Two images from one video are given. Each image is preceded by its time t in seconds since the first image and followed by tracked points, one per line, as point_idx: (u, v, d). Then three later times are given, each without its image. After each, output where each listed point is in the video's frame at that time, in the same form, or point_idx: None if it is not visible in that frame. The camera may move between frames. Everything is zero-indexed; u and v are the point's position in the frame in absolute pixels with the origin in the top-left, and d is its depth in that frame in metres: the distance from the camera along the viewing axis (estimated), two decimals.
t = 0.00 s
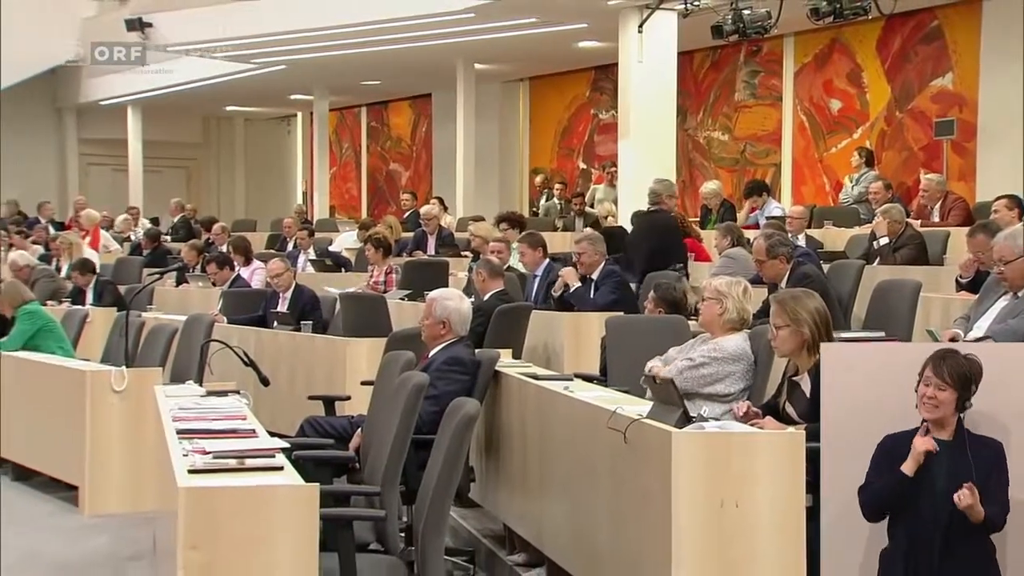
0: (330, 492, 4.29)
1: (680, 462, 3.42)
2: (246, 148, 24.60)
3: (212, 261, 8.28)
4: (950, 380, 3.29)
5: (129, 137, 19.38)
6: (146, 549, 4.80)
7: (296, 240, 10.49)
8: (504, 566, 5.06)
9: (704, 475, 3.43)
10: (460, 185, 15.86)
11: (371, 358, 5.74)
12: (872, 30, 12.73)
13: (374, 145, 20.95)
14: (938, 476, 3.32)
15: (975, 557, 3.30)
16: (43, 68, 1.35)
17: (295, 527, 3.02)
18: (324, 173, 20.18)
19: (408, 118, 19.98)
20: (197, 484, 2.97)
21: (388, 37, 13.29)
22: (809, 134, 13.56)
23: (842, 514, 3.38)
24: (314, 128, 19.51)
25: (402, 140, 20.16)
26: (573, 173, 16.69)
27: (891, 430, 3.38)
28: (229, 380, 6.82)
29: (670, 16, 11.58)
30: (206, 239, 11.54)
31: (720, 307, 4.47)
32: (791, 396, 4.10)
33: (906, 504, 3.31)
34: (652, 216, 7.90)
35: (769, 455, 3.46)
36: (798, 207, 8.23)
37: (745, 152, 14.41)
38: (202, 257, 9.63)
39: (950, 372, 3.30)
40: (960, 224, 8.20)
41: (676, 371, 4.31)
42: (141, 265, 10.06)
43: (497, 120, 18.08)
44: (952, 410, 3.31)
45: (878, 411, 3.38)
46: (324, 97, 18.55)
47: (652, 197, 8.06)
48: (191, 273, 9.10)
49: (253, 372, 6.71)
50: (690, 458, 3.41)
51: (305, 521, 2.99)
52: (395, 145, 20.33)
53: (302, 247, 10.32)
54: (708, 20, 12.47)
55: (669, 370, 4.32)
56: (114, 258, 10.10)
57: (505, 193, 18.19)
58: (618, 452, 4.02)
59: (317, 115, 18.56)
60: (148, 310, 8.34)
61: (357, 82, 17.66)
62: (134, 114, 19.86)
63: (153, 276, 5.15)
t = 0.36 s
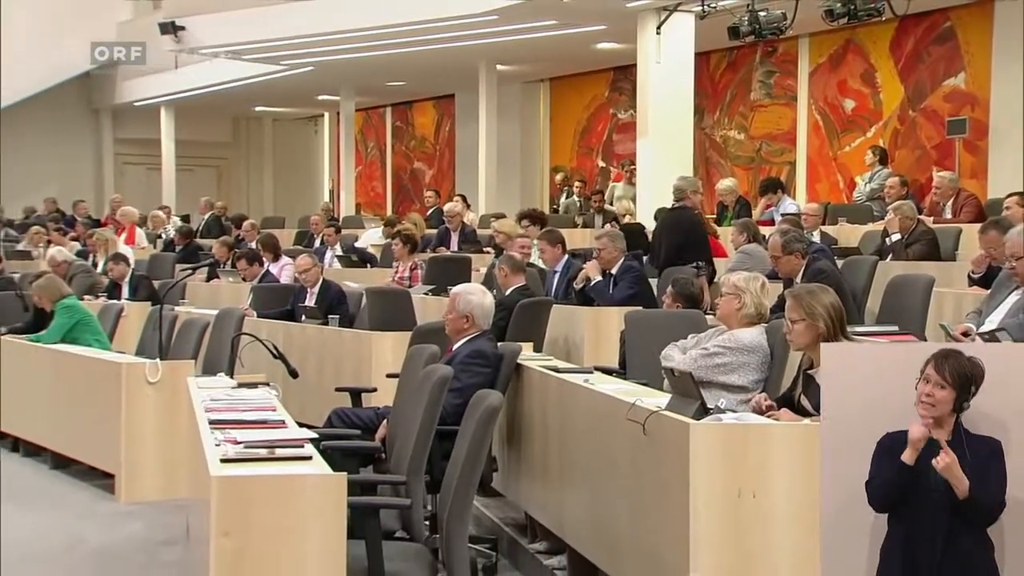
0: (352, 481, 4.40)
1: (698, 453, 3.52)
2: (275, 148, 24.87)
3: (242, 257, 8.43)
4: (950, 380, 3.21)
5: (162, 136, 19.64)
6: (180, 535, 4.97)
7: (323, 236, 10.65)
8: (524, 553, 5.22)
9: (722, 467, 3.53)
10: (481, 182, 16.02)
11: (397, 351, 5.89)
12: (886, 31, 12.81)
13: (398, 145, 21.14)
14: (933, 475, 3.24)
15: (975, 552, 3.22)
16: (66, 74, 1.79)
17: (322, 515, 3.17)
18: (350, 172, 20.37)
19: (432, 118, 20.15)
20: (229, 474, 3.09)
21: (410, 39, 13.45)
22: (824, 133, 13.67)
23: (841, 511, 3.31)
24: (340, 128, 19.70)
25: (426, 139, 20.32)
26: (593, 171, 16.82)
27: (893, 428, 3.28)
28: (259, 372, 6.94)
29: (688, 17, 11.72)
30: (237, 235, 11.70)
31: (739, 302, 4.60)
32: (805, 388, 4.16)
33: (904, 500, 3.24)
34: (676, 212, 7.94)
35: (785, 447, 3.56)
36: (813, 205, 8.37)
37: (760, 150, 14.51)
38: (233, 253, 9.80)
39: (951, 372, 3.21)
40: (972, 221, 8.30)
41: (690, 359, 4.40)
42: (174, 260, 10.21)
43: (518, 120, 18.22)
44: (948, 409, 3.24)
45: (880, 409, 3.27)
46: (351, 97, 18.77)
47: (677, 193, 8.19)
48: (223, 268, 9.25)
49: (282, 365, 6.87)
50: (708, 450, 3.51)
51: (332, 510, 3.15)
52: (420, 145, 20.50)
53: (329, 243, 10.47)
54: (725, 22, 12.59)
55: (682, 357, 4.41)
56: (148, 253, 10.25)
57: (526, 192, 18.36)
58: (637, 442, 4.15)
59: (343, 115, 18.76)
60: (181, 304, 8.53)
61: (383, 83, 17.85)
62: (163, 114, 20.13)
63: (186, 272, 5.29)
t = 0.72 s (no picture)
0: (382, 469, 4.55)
1: (720, 445, 3.64)
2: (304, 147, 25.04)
3: (274, 252, 8.59)
4: (955, 382, 3.24)
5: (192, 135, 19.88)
6: (217, 520, 5.16)
7: (352, 232, 10.83)
8: (548, 540, 5.37)
9: (742, 458, 3.65)
10: (505, 179, 16.16)
11: (424, 344, 6.05)
12: (902, 31, 12.88)
13: (425, 143, 21.31)
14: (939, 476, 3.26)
15: (976, 555, 3.27)
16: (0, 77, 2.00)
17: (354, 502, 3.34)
18: (378, 169, 20.54)
19: (458, 117, 20.29)
20: (264, 463, 3.28)
21: (434, 40, 13.59)
22: (841, 132, 13.76)
23: (840, 510, 3.70)
24: (368, 127, 19.89)
25: (452, 138, 20.46)
26: (615, 169, 16.93)
27: (891, 428, 3.68)
28: (290, 364, 7.10)
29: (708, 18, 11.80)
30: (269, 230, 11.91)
31: (758, 298, 4.71)
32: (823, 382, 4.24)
33: (907, 498, 3.29)
34: (696, 208, 8.05)
35: (804, 437, 3.69)
36: (830, 201, 8.49)
37: (779, 148, 14.60)
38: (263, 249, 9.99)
39: (958, 375, 3.24)
40: (986, 216, 8.41)
41: (715, 362, 4.57)
42: (209, 255, 10.44)
43: (541, 120, 18.34)
44: (949, 410, 3.28)
45: (879, 411, 3.68)
46: (378, 96, 18.99)
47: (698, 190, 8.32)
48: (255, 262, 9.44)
49: (313, 356, 7.04)
50: (730, 441, 3.63)
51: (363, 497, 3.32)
52: (445, 143, 20.65)
53: (358, 239, 10.66)
54: (744, 22, 12.70)
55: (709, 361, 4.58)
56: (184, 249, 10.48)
57: (549, 189, 18.46)
58: (658, 433, 4.27)
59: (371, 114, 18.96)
60: (214, 298, 8.73)
61: (410, 83, 18.01)
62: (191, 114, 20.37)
63: (220, 267, 5.46)
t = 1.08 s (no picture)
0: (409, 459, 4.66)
1: (741, 438, 3.79)
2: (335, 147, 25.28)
3: (304, 249, 8.64)
4: (964, 376, 3.23)
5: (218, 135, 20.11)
6: (252, 508, 5.31)
7: (381, 230, 10.99)
8: (573, 529, 5.52)
9: (763, 449, 3.80)
10: (530, 178, 16.32)
11: (451, 338, 6.19)
12: (919, 32, 12.94)
13: (452, 142, 21.47)
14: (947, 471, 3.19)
15: (984, 547, 3.22)
16: None
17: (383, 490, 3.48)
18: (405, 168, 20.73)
19: (484, 117, 20.44)
20: (296, 453, 3.42)
21: (460, 42, 13.73)
22: (859, 130, 13.83)
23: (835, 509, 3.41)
24: (397, 127, 20.08)
25: (478, 137, 20.62)
26: (637, 167, 17.04)
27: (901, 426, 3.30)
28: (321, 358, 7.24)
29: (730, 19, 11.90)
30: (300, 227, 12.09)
31: (778, 293, 4.76)
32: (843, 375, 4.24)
33: (911, 494, 3.21)
34: (726, 207, 8.12)
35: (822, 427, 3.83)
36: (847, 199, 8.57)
37: (798, 147, 14.67)
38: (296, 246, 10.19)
39: (964, 369, 3.23)
40: (1003, 213, 8.49)
41: (739, 357, 4.64)
42: (242, 252, 10.63)
43: (566, 120, 18.48)
44: (960, 406, 3.24)
45: (885, 405, 3.31)
46: (406, 96, 19.23)
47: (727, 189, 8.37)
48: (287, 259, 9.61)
49: (344, 350, 7.20)
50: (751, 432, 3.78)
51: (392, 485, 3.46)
52: (471, 142, 20.81)
53: (386, 236, 10.82)
54: (764, 23, 12.79)
55: (733, 356, 4.66)
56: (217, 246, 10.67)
57: (574, 187, 18.61)
58: (679, 426, 4.40)
59: (400, 115, 19.15)
60: (247, 294, 8.92)
61: (437, 84, 18.15)
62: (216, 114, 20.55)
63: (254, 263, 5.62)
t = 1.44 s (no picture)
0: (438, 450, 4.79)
1: (763, 430, 3.91)
2: (365, 144, 25.46)
3: (336, 245, 8.72)
4: (967, 387, 3.10)
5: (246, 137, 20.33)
6: (285, 498, 5.44)
7: (409, 227, 11.13)
8: (598, 520, 5.65)
9: (784, 442, 3.93)
10: (555, 178, 16.47)
11: (478, 334, 6.31)
12: (938, 33, 12.99)
13: (478, 142, 21.64)
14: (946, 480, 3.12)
15: (986, 552, 3.14)
16: None
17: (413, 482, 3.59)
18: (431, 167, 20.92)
19: (509, 118, 20.60)
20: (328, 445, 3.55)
21: (486, 45, 13.88)
22: (878, 130, 13.90)
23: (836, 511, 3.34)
24: (424, 127, 20.27)
25: (504, 137, 20.79)
26: (659, 167, 17.15)
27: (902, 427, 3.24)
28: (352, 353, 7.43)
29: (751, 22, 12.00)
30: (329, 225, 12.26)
31: (799, 290, 4.75)
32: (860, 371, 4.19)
33: (909, 494, 3.16)
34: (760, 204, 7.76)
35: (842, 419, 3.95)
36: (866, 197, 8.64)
37: (818, 146, 14.76)
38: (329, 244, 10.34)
39: (968, 379, 3.11)
40: None
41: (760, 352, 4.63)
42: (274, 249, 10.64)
43: (590, 120, 18.62)
44: (962, 417, 3.13)
45: (886, 406, 3.25)
46: (434, 99, 19.41)
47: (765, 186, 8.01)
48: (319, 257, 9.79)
49: (373, 344, 7.34)
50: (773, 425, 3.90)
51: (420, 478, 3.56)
52: (497, 142, 20.98)
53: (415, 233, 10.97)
54: (785, 25, 12.88)
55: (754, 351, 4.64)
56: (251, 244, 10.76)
57: (598, 186, 18.75)
58: (702, 419, 4.52)
59: (428, 116, 19.34)
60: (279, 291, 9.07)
61: (465, 86, 18.32)
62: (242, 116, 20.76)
63: (286, 260, 5.76)
